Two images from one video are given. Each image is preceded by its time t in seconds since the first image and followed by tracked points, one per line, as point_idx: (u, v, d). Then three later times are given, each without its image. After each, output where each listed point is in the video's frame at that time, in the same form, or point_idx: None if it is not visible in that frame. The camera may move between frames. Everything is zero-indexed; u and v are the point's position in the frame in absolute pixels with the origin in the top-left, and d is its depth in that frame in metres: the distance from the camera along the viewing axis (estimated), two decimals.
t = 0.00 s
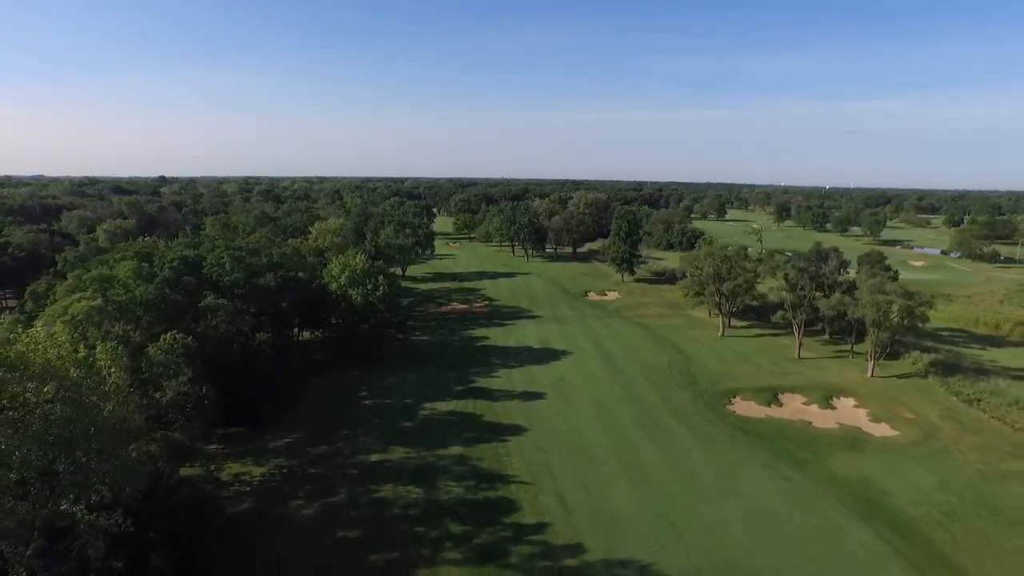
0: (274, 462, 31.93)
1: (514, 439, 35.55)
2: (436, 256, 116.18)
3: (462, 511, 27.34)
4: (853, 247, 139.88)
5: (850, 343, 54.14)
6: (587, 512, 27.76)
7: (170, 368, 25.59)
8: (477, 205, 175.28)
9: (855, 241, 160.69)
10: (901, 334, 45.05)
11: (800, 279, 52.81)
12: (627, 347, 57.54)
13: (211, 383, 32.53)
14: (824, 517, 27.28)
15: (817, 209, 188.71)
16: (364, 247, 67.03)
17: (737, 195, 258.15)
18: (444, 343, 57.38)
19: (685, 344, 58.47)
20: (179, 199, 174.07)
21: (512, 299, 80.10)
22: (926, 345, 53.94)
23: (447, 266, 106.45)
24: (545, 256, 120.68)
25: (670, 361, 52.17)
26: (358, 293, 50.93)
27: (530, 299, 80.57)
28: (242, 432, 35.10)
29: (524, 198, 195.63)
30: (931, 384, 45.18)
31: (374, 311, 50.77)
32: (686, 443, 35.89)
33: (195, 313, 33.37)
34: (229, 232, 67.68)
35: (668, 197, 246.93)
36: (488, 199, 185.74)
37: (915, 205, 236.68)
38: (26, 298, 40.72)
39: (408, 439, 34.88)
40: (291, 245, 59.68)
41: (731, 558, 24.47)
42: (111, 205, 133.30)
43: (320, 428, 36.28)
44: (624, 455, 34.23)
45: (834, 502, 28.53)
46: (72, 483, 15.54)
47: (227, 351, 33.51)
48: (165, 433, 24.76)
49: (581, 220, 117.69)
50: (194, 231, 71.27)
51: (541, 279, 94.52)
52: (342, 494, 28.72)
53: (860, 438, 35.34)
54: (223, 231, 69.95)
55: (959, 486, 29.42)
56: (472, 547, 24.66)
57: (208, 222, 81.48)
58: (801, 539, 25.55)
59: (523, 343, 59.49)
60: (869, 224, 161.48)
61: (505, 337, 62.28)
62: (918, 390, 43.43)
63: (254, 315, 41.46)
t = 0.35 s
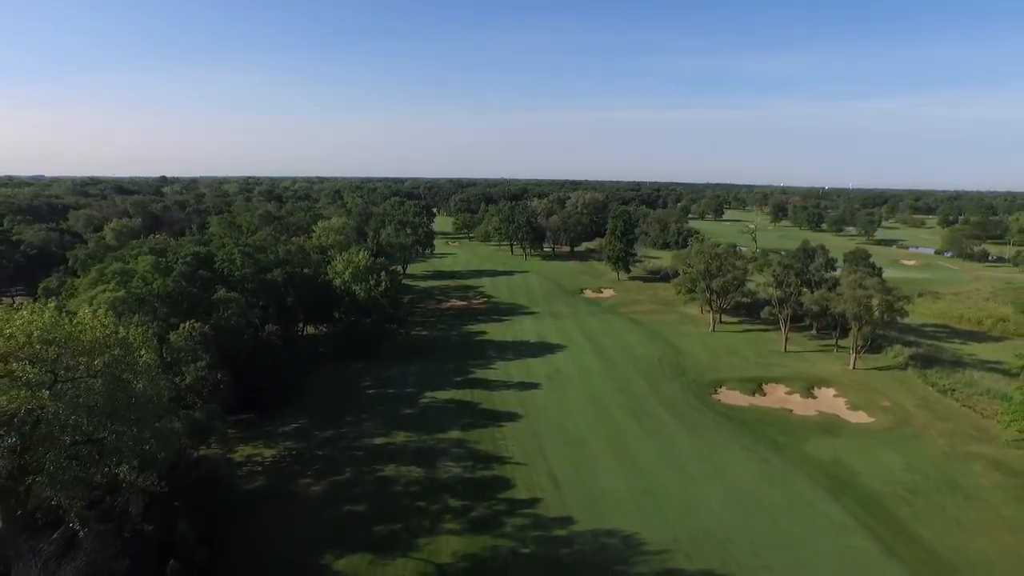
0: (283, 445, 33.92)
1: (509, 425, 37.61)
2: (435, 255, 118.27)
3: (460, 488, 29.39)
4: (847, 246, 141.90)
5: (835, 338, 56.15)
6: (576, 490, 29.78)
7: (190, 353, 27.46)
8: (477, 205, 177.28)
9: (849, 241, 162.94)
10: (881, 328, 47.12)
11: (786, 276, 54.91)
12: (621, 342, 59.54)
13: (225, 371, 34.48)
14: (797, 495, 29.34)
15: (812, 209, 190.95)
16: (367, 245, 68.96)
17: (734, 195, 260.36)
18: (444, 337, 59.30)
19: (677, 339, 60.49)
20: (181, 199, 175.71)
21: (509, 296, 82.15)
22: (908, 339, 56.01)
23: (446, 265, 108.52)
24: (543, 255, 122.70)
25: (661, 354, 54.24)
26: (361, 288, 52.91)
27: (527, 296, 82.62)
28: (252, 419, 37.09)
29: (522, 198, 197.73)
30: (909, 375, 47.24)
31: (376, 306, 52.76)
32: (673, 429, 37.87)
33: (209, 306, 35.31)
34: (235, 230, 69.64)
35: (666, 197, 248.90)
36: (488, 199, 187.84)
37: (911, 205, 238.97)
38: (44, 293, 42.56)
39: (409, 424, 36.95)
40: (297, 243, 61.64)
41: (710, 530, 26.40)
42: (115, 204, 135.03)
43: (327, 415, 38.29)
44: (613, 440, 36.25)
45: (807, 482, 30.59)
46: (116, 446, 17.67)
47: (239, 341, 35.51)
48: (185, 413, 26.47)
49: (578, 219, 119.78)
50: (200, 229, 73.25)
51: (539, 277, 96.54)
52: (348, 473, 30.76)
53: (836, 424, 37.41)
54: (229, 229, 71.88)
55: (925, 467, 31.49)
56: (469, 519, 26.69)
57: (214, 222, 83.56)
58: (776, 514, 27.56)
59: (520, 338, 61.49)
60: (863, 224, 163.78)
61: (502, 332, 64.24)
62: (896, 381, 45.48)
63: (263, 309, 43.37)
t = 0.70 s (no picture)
0: (294, 429, 36.00)
1: (506, 412, 39.73)
2: (435, 254, 120.37)
3: (460, 467, 31.53)
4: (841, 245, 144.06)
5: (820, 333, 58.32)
6: (569, 469, 31.89)
7: (209, 341, 29.33)
8: (476, 205, 179.29)
9: (844, 241, 165.11)
10: (862, 322, 49.30)
11: (775, 272, 57.13)
12: (615, 336, 61.65)
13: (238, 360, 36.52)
14: (775, 474, 31.42)
15: (808, 209, 193.10)
16: (369, 243, 71.06)
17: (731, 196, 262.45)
18: (444, 332, 61.34)
19: (669, 334, 62.61)
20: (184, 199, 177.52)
21: (508, 294, 84.25)
22: (891, 334, 58.17)
23: (446, 263, 110.58)
24: (541, 254, 124.78)
25: (653, 348, 56.37)
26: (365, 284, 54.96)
27: (525, 293, 84.73)
28: (263, 407, 39.15)
29: (521, 198, 199.73)
30: (889, 367, 49.38)
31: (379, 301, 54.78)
32: (661, 416, 39.97)
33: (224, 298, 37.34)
34: (241, 229, 71.68)
35: (663, 197, 250.88)
36: (487, 199, 189.90)
37: (906, 205, 241.22)
38: (62, 293, 44.69)
39: (412, 411, 39.09)
40: (302, 241, 63.72)
41: (692, 505, 28.47)
42: (120, 204, 136.81)
43: (334, 403, 40.35)
44: (605, 426, 38.33)
45: (785, 463, 32.68)
46: (157, 417, 19.64)
47: (252, 332, 37.58)
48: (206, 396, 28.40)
49: (576, 219, 121.86)
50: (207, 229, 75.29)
51: (537, 275, 98.64)
52: (355, 454, 32.88)
53: (815, 411, 39.59)
54: (235, 228, 73.87)
55: (894, 449, 33.64)
56: (468, 494, 28.81)
57: (219, 221, 85.56)
58: (754, 491, 29.64)
59: (518, 333, 63.58)
60: (857, 224, 166.02)
61: (501, 327, 66.32)
62: (876, 373, 47.62)
63: (273, 303, 45.41)
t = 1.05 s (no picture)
0: (304, 415, 38.11)
1: (505, 400, 41.87)
2: (436, 253, 122.46)
3: (462, 449, 33.68)
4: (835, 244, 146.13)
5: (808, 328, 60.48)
6: (563, 451, 34.05)
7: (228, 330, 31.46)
8: (476, 205, 181.30)
9: (839, 240, 167.11)
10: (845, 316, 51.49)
11: (765, 269, 59.35)
12: (611, 331, 63.83)
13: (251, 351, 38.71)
14: (758, 456, 33.48)
15: (804, 209, 195.11)
16: (373, 242, 73.29)
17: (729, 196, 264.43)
18: (445, 327, 63.54)
19: (663, 329, 64.76)
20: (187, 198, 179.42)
21: (507, 291, 86.34)
22: (876, 329, 60.31)
23: (446, 262, 112.60)
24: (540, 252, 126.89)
25: (647, 341, 58.52)
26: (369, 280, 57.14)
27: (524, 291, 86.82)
28: (273, 396, 41.32)
29: (521, 198, 201.83)
30: (872, 359, 51.51)
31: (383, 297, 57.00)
32: (652, 404, 42.11)
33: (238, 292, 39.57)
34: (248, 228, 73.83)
35: (661, 198, 252.88)
36: (487, 199, 191.87)
37: (902, 205, 243.27)
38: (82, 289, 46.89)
39: (416, 399, 41.24)
40: (308, 240, 65.93)
41: (677, 482, 30.62)
42: (125, 203, 138.76)
43: (340, 392, 42.54)
44: (597, 413, 40.52)
45: (767, 445, 34.77)
46: (189, 393, 21.68)
47: (264, 325, 39.80)
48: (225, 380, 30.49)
49: (574, 218, 123.91)
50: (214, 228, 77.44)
51: (536, 273, 100.73)
52: (363, 437, 35.02)
53: (798, 399, 41.77)
54: (241, 226, 75.98)
55: (870, 433, 35.79)
56: (469, 472, 30.97)
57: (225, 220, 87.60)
58: (736, 470, 31.74)
59: (517, 328, 65.70)
60: (852, 223, 168.11)
61: (500, 323, 68.42)
62: (859, 365, 49.75)
63: (282, 298, 47.61)
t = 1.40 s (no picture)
0: (314, 403, 40.31)
1: (504, 389, 44.08)
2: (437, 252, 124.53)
3: (464, 433, 35.89)
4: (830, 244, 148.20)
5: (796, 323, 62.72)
6: (558, 435, 36.25)
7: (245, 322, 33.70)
8: (475, 204, 183.29)
9: (834, 240, 169.09)
10: (830, 311, 53.75)
11: (755, 266, 61.53)
12: (606, 326, 66.01)
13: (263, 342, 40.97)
14: (742, 440, 35.65)
15: (801, 209, 197.08)
16: (376, 240, 75.40)
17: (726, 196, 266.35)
18: (447, 323, 65.72)
19: (657, 324, 66.95)
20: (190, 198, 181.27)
21: (506, 288, 88.44)
22: (862, 324, 62.48)
23: (447, 260, 114.65)
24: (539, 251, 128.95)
25: (641, 336, 60.72)
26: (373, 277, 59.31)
27: (523, 288, 88.86)
28: (283, 385, 43.59)
29: (520, 198, 203.77)
30: (856, 352, 53.71)
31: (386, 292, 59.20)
32: (643, 393, 44.35)
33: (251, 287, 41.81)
34: (255, 226, 75.89)
35: (659, 198, 254.89)
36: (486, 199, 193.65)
37: (898, 205, 245.34)
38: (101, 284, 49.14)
39: (419, 388, 43.43)
40: (314, 238, 68.08)
41: (664, 463, 32.81)
42: (131, 203, 140.69)
43: (347, 381, 44.80)
44: (591, 401, 42.76)
45: (751, 431, 36.95)
46: (216, 375, 23.85)
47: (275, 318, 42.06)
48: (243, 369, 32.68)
49: (572, 217, 125.92)
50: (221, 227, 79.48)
51: (534, 271, 102.83)
52: (370, 423, 37.22)
53: (782, 389, 43.98)
54: (248, 226, 78.05)
55: (848, 419, 38.02)
56: (471, 454, 33.16)
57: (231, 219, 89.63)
58: (720, 452, 33.93)
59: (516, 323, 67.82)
60: (847, 223, 170.22)
61: (500, 319, 70.54)
62: (843, 357, 51.97)
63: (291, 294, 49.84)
